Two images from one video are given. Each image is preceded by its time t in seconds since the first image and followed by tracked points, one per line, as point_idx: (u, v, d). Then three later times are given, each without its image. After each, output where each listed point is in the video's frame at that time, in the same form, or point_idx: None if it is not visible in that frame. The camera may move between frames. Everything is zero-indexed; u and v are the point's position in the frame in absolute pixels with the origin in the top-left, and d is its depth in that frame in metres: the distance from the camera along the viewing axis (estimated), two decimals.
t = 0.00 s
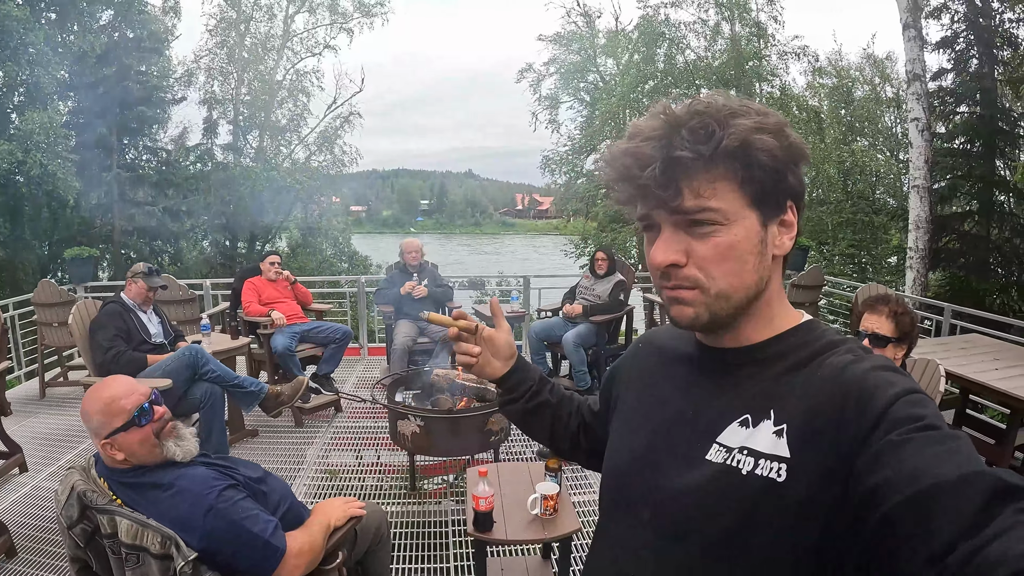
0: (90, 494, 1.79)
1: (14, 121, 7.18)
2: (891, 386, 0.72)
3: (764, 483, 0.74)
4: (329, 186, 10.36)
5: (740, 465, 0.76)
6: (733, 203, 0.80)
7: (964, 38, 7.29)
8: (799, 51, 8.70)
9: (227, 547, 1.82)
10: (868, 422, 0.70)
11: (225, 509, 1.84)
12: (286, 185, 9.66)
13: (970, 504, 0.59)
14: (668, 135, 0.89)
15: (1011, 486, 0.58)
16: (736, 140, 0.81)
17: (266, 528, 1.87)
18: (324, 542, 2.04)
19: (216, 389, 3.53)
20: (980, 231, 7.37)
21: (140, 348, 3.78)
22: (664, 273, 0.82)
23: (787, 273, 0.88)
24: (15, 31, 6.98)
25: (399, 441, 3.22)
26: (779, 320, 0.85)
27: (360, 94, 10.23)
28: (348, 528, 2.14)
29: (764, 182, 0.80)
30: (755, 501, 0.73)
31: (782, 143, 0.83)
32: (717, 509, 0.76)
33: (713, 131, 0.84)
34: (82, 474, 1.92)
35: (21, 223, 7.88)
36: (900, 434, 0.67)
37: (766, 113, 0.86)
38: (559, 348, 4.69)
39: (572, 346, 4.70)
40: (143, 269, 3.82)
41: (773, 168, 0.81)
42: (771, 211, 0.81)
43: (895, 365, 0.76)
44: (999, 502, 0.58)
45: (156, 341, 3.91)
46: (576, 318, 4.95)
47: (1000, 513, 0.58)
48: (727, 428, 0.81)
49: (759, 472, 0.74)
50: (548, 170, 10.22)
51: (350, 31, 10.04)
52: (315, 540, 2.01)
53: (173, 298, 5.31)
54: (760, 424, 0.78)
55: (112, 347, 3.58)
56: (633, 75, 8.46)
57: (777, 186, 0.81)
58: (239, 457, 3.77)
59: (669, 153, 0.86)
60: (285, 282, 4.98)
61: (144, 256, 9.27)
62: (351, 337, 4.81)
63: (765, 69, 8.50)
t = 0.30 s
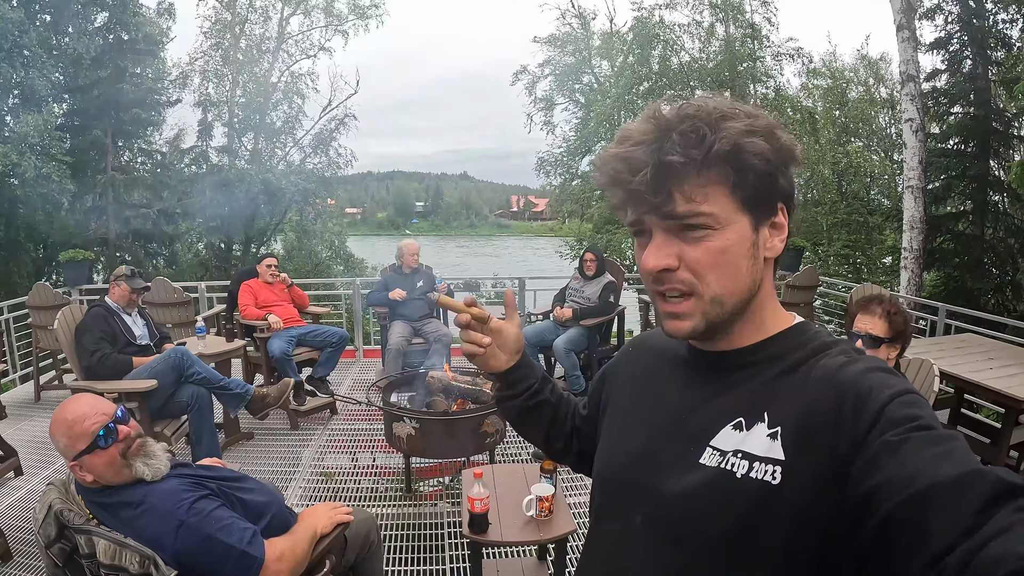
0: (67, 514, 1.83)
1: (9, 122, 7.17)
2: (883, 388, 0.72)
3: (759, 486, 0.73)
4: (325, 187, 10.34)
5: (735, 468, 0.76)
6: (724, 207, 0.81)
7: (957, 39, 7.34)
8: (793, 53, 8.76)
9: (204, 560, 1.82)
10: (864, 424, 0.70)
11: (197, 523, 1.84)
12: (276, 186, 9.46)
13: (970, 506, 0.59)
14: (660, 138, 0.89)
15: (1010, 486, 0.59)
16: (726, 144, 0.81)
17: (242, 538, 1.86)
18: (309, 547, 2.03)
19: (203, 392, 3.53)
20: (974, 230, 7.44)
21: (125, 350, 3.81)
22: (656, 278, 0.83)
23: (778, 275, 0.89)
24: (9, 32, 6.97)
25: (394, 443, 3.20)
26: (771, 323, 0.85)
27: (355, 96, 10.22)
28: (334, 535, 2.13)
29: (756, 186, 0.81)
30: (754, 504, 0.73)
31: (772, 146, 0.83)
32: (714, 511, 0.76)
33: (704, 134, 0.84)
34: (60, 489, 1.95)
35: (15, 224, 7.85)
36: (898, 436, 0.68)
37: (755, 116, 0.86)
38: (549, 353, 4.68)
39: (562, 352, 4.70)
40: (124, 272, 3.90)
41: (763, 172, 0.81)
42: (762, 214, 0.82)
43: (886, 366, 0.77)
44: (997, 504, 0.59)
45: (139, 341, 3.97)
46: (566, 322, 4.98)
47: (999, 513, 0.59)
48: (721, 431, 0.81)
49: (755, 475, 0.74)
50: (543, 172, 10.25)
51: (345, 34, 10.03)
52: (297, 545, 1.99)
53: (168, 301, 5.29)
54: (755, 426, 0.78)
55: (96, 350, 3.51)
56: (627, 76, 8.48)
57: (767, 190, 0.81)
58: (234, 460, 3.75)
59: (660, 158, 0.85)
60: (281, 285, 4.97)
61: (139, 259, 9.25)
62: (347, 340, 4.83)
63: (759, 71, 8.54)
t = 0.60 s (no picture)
0: (60, 521, 1.85)
1: (8, 124, 7.18)
2: (890, 394, 0.71)
3: (759, 489, 0.73)
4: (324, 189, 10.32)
5: (735, 470, 0.76)
6: (730, 208, 0.81)
7: (957, 39, 7.35)
8: (792, 54, 8.76)
9: (197, 566, 1.83)
10: (868, 429, 0.69)
11: (190, 529, 1.85)
12: (278, 189, 9.47)
13: (973, 516, 0.59)
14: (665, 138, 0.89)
15: (1014, 496, 0.58)
16: (733, 144, 0.82)
17: (236, 544, 1.86)
18: (306, 552, 2.02)
19: (197, 394, 3.53)
20: (974, 230, 7.44)
21: (118, 351, 3.81)
22: (663, 279, 0.83)
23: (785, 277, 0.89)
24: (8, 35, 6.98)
25: (395, 445, 3.18)
26: (773, 326, 0.84)
27: (355, 98, 10.22)
28: (332, 539, 2.12)
29: (762, 187, 0.81)
30: (754, 506, 0.73)
31: (777, 148, 0.84)
32: (712, 512, 0.76)
33: (710, 134, 0.84)
34: (55, 498, 1.95)
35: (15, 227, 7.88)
36: (903, 443, 0.67)
37: (760, 115, 0.86)
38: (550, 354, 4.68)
39: (564, 353, 4.69)
40: (116, 274, 3.91)
41: (768, 173, 0.82)
42: (768, 215, 0.82)
43: (893, 371, 0.76)
44: (1001, 514, 0.58)
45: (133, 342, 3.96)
46: (568, 324, 4.97)
47: (1003, 525, 0.58)
48: (721, 433, 0.81)
49: (755, 478, 0.74)
50: (543, 173, 10.21)
51: (344, 36, 10.02)
52: (292, 549, 1.98)
53: (168, 304, 5.28)
54: (755, 429, 0.78)
55: (90, 352, 3.53)
56: (627, 78, 8.45)
57: (772, 192, 0.81)
58: (234, 462, 3.75)
59: (666, 157, 0.86)
60: (285, 287, 4.96)
61: (139, 261, 9.26)
62: (349, 343, 4.81)
63: (759, 71, 8.53)
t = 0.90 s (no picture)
0: (70, 514, 1.85)
1: (17, 126, 7.25)
2: (894, 391, 0.69)
3: (761, 490, 0.70)
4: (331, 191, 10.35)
5: (737, 471, 0.73)
6: (752, 213, 0.78)
7: (964, 40, 7.27)
8: (798, 55, 8.74)
9: (205, 562, 1.83)
10: (872, 426, 0.67)
11: (199, 525, 1.85)
12: (284, 190, 9.48)
13: (981, 512, 0.56)
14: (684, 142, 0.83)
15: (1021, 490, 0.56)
16: (761, 150, 0.77)
17: (243, 541, 1.85)
18: (313, 550, 2.00)
19: (204, 395, 3.54)
20: (982, 232, 7.37)
21: (126, 352, 3.83)
22: (686, 290, 0.78)
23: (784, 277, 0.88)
24: (16, 38, 7.05)
25: (399, 446, 3.20)
26: (776, 328, 0.82)
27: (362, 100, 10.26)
28: (339, 537, 2.10)
29: (781, 190, 0.79)
30: (755, 507, 0.70)
31: (793, 150, 0.81)
32: (713, 511, 0.73)
33: (736, 140, 0.78)
34: (64, 492, 1.97)
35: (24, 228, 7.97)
36: (906, 439, 0.65)
37: (771, 115, 0.83)
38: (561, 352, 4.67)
39: (574, 350, 4.69)
40: (126, 275, 3.90)
41: (786, 176, 0.79)
42: (780, 217, 0.80)
43: (895, 368, 0.74)
44: (1010, 508, 0.56)
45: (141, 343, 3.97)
46: (579, 323, 4.97)
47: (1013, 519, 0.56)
48: (724, 434, 0.78)
49: (759, 479, 0.71)
50: (549, 175, 10.18)
51: (351, 38, 10.06)
52: (298, 546, 1.95)
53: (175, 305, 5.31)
54: (757, 429, 0.75)
55: (98, 352, 3.55)
56: (633, 80, 8.41)
57: (786, 196, 0.80)
58: (239, 463, 3.76)
59: (693, 165, 0.80)
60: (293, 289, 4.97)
61: (147, 262, 9.34)
62: (355, 344, 4.78)
63: (766, 73, 8.52)
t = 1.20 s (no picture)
0: (79, 501, 1.84)
1: (29, 127, 7.33)
2: (856, 391, 0.69)
3: (730, 491, 0.70)
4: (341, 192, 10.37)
5: (703, 473, 0.73)
6: (718, 215, 0.79)
7: (974, 39, 7.17)
8: (809, 55, 8.67)
9: (209, 554, 1.83)
10: (835, 426, 0.67)
11: (203, 517, 1.85)
12: (292, 192, 9.48)
13: (947, 508, 0.57)
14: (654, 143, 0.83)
15: (984, 487, 0.57)
16: (729, 152, 0.79)
17: (246, 535, 1.86)
18: (312, 547, 2.00)
19: (217, 396, 3.57)
20: (992, 233, 7.28)
21: (141, 353, 3.86)
22: (653, 289, 0.78)
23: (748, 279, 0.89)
24: (28, 40, 7.14)
25: (402, 447, 3.20)
26: (741, 328, 0.83)
27: (372, 101, 10.29)
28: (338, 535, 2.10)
29: (747, 192, 0.81)
30: (725, 510, 0.70)
31: (760, 153, 0.83)
32: (683, 520, 0.72)
33: (705, 140, 0.79)
34: (73, 481, 1.95)
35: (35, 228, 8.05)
36: (868, 439, 0.65)
37: (738, 118, 0.85)
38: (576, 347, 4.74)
39: (588, 344, 4.74)
40: (143, 275, 3.91)
41: (752, 179, 0.81)
42: (744, 219, 0.82)
43: (855, 367, 0.75)
44: (974, 505, 0.57)
45: (156, 345, 3.99)
46: (592, 321, 4.94)
47: (976, 514, 0.56)
48: (689, 437, 0.78)
49: (726, 481, 0.71)
50: (559, 176, 10.15)
51: (361, 40, 10.10)
52: (298, 542, 1.96)
53: (183, 305, 5.35)
54: (722, 431, 0.75)
55: (114, 352, 3.59)
56: (642, 80, 8.37)
57: (750, 199, 0.82)
58: (243, 463, 3.78)
59: (662, 166, 0.80)
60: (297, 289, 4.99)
61: (158, 262, 9.44)
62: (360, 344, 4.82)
63: (774, 74, 8.48)
